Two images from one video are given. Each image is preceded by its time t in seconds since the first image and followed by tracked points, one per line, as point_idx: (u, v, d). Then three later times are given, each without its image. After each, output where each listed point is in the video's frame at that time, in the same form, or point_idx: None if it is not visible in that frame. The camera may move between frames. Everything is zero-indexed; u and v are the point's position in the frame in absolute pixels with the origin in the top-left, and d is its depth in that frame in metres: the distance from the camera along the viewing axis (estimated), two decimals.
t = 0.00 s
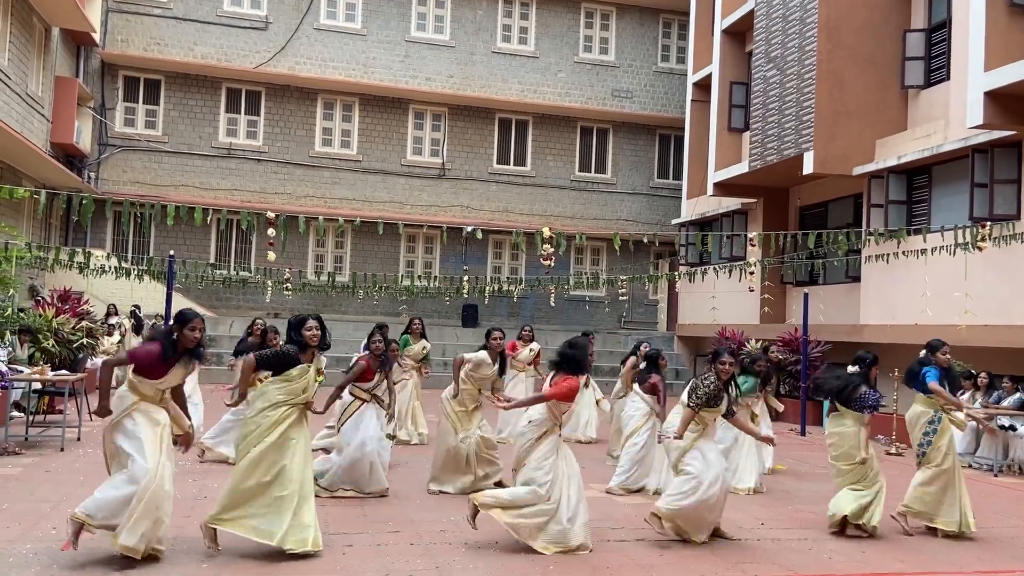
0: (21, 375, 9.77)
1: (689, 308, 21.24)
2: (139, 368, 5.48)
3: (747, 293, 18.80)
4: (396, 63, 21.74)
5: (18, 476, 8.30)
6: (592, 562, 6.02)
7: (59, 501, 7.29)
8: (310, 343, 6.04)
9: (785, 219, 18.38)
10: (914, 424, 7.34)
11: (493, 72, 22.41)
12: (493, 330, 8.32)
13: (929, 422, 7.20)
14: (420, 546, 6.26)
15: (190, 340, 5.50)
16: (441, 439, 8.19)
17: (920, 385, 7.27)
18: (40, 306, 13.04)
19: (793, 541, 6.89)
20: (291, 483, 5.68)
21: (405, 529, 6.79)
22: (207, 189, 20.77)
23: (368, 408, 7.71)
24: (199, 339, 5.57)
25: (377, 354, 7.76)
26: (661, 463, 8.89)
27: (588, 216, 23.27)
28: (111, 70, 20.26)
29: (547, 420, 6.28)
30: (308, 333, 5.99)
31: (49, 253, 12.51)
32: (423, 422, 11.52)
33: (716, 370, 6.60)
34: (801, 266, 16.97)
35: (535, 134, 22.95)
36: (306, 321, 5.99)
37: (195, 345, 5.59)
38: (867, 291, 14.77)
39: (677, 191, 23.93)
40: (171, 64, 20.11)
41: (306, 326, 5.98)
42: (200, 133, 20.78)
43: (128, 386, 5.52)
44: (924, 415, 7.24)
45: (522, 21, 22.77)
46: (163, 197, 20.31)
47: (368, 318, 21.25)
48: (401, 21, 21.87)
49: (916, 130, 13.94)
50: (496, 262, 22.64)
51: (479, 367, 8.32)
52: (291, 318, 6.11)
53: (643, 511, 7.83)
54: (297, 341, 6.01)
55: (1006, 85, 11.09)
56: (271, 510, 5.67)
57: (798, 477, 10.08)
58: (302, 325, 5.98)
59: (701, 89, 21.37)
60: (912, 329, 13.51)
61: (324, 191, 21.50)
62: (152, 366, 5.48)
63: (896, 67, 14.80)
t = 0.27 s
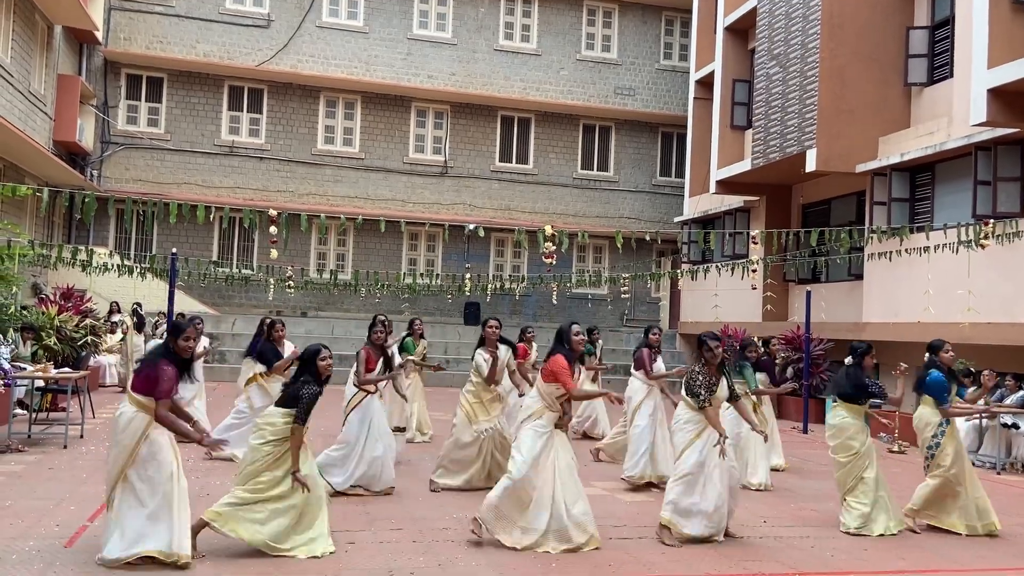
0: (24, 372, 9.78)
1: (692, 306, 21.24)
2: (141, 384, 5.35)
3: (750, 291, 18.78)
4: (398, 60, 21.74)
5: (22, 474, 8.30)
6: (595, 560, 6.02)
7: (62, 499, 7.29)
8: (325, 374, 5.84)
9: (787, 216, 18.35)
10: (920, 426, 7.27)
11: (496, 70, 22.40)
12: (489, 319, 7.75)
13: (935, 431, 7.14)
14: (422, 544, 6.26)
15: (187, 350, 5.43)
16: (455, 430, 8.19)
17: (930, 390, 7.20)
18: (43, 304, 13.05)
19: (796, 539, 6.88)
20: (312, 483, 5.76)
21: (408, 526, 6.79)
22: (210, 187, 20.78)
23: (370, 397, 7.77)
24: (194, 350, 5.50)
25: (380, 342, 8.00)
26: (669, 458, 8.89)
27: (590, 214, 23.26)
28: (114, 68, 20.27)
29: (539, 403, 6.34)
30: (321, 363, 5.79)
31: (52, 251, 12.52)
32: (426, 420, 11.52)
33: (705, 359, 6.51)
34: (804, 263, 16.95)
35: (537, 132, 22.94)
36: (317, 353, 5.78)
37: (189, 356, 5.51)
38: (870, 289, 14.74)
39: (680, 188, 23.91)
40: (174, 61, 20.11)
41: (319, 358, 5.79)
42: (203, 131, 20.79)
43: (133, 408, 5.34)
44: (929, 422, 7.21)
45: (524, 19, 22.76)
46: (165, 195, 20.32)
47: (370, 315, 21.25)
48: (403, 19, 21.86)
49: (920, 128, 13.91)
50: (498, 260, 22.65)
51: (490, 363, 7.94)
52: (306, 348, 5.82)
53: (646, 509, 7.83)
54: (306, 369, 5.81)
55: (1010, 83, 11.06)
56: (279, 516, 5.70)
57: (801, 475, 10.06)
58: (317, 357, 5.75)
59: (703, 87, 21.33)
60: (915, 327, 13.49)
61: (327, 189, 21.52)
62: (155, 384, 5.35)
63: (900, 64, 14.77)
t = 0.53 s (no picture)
0: (26, 370, 9.79)
1: (693, 304, 21.24)
2: (138, 337, 5.59)
3: (751, 289, 18.77)
4: (399, 58, 21.73)
5: (24, 471, 8.32)
6: (596, 558, 6.02)
7: (64, 496, 7.30)
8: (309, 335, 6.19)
9: (789, 214, 18.34)
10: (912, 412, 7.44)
11: (497, 68, 22.39)
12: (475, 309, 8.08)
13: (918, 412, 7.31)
14: (423, 542, 6.26)
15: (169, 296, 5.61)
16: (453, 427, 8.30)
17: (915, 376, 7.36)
18: (45, 302, 13.07)
19: (797, 537, 6.88)
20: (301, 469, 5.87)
21: (409, 524, 6.79)
22: (212, 185, 20.79)
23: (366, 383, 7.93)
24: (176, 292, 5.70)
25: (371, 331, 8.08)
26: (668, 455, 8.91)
27: (592, 212, 23.25)
28: (115, 66, 20.27)
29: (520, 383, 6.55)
30: (305, 327, 6.16)
31: (54, 249, 12.54)
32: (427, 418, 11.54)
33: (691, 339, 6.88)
34: (806, 261, 16.94)
35: (539, 130, 22.93)
36: (306, 315, 6.18)
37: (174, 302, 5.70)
38: (872, 287, 14.73)
39: (682, 186, 23.90)
40: (175, 59, 20.11)
41: (305, 318, 6.17)
42: (204, 129, 20.79)
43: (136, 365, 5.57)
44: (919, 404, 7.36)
45: (526, 17, 22.74)
46: (167, 193, 20.33)
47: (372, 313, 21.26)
48: (404, 17, 21.85)
49: (921, 126, 13.89)
50: (500, 258, 22.64)
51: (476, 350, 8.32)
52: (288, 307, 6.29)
53: (647, 506, 7.83)
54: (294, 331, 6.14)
55: (1012, 80, 11.04)
56: (280, 507, 5.76)
57: (801, 473, 10.07)
58: (302, 316, 6.16)
59: (705, 84, 21.31)
60: (916, 324, 13.48)
61: (328, 187, 21.52)
62: (148, 332, 5.58)
63: (902, 62, 14.75)
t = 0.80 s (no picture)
0: (27, 368, 9.80)
1: (694, 302, 21.25)
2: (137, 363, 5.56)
3: (753, 287, 18.77)
4: (401, 56, 21.72)
5: (26, 469, 8.33)
6: (598, 555, 6.03)
7: (66, 495, 7.31)
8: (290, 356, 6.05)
9: (791, 213, 18.33)
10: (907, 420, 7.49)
11: (498, 66, 22.38)
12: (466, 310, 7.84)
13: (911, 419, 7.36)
14: (424, 540, 6.26)
15: (166, 323, 5.57)
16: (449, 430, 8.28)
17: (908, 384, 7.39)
18: (47, 300, 13.08)
19: (798, 535, 6.89)
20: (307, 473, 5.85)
21: (410, 522, 6.80)
22: (213, 184, 20.80)
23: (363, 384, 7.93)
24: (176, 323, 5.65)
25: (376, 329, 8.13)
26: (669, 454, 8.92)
27: (593, 210, 23.24)
28: (117, 64, 20.27)
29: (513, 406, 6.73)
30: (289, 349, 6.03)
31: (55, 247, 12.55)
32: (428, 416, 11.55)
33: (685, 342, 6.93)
34: (807, 260, 16.93)
35: (540, 128, 22.91)
36: (291, 336, 6.02)
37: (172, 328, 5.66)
38: (873, 285, 14.73)
39: (683, 184, 23.89)
40: (176, 58, 20.11)
41: (288, 342, 6.03)
42: (205, 127, 20.79)
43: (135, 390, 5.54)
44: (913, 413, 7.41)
45: (527, 15, 22.73)
46: (168, 191, 20.34)
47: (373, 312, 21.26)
48: (405, 15, 21.85)
49: (923, 124, 13.88)
50: (501, 256, 22.64)
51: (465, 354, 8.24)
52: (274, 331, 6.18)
53: (648, 505, 7.84)
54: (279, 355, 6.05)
55: (1014, 78, 11.03)
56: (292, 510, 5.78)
57: (802, 471, 10.08)
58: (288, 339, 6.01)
59: (707, 83, 21.29)
60: (918, 323, 13.48)
61: (329, 185, 21.53)
62: (145, 357, 5.55)
63: (903, 60, 14.74)
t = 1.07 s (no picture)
0: (28, 367, 9.80)
1: (695, 300, 21.25)
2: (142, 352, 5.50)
3: (753, 286, 18.77)
4: (401, 55, 21.71)
5: (26, 467, 8.33)
6: (599, 554, 6.03)
7: (66, 493, 7.31)
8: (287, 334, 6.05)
9: (791, 211, 18.33)
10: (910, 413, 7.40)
11: (499, 64, 22.37)
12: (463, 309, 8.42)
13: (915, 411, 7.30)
14: (425, 538, 6.27)
15: (175, 315, 5.46)
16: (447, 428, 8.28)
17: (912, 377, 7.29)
18: (47, 298, 13.08)
19: (799, 534, 6.89)
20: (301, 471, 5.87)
21: (411, 520, 6.80)
22: (213, 182, 20.79)
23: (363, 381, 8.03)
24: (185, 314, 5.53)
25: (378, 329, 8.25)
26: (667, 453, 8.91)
27: (593, 208, 23.23)
28: (117, 62, 20.26)
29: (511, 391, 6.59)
30: (285, 329, 6.05)
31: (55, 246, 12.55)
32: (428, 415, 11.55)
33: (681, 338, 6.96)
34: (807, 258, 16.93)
35: (540, 127, 22.90)
36: (286, 315, 6.06)
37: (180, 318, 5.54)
38: (874, 283, 14.72)
39: (683, 183, 23.88)
40: (177, 56, 20.11)
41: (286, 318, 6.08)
42: (206, 125, 20.78)
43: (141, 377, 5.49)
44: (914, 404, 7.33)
45: (527, 13, 22.71)
46: (169, 189, 20.33)
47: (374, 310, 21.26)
48: (406, 13, 21.83)
49: (923, 122, 13.88)
50: (501, 255, 22.63)
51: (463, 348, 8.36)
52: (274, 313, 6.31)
53: (649, 503, 7.85)
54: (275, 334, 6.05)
55: (1015, 77, 11.02)
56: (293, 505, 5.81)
57: (802, 470, 10.08)
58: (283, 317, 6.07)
59: (707, 81, 21.28)
60: (918, 322, 13.48)
61: (330, 184, 21.53)
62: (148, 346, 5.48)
63: (904, 59, 14.73)
